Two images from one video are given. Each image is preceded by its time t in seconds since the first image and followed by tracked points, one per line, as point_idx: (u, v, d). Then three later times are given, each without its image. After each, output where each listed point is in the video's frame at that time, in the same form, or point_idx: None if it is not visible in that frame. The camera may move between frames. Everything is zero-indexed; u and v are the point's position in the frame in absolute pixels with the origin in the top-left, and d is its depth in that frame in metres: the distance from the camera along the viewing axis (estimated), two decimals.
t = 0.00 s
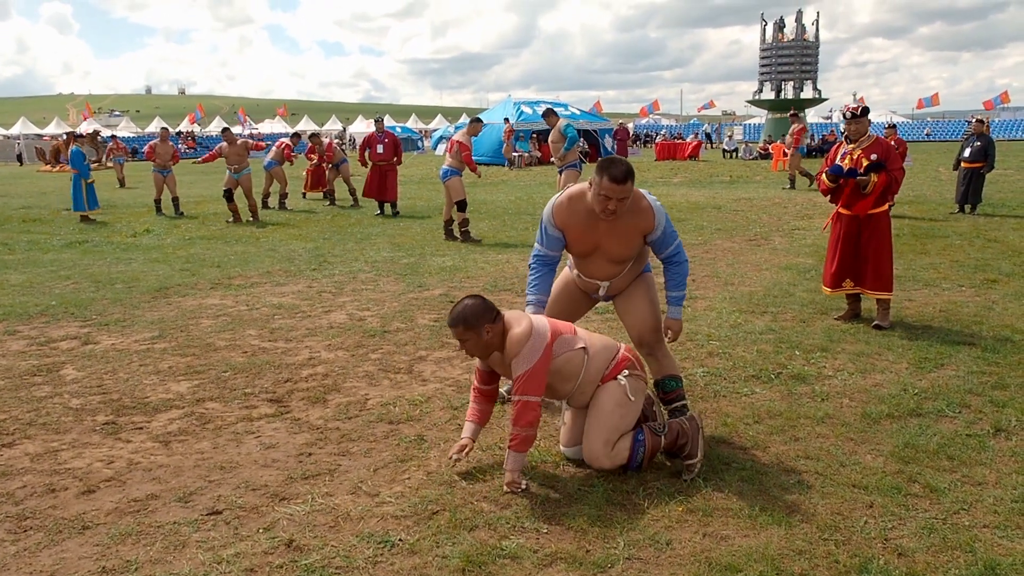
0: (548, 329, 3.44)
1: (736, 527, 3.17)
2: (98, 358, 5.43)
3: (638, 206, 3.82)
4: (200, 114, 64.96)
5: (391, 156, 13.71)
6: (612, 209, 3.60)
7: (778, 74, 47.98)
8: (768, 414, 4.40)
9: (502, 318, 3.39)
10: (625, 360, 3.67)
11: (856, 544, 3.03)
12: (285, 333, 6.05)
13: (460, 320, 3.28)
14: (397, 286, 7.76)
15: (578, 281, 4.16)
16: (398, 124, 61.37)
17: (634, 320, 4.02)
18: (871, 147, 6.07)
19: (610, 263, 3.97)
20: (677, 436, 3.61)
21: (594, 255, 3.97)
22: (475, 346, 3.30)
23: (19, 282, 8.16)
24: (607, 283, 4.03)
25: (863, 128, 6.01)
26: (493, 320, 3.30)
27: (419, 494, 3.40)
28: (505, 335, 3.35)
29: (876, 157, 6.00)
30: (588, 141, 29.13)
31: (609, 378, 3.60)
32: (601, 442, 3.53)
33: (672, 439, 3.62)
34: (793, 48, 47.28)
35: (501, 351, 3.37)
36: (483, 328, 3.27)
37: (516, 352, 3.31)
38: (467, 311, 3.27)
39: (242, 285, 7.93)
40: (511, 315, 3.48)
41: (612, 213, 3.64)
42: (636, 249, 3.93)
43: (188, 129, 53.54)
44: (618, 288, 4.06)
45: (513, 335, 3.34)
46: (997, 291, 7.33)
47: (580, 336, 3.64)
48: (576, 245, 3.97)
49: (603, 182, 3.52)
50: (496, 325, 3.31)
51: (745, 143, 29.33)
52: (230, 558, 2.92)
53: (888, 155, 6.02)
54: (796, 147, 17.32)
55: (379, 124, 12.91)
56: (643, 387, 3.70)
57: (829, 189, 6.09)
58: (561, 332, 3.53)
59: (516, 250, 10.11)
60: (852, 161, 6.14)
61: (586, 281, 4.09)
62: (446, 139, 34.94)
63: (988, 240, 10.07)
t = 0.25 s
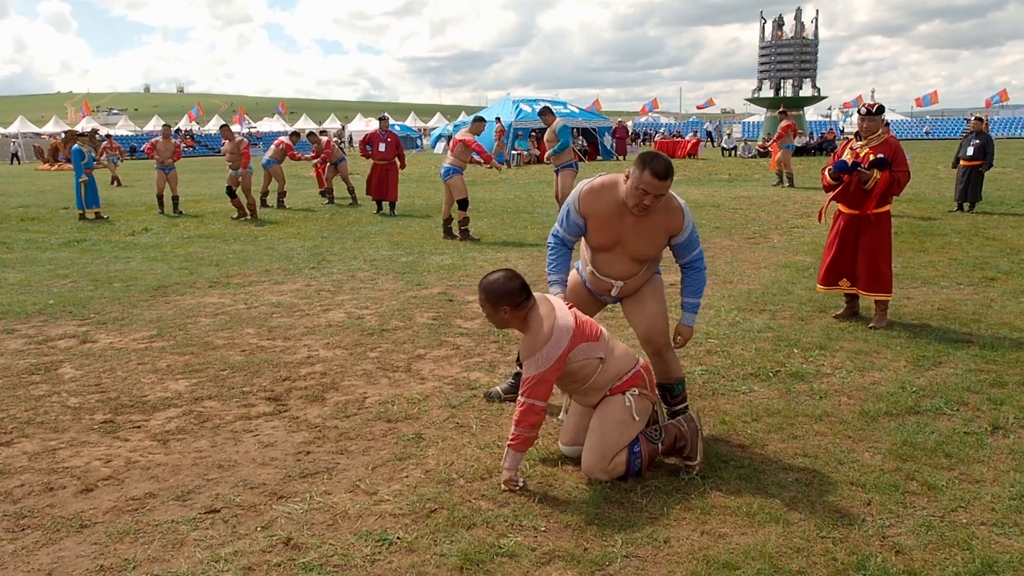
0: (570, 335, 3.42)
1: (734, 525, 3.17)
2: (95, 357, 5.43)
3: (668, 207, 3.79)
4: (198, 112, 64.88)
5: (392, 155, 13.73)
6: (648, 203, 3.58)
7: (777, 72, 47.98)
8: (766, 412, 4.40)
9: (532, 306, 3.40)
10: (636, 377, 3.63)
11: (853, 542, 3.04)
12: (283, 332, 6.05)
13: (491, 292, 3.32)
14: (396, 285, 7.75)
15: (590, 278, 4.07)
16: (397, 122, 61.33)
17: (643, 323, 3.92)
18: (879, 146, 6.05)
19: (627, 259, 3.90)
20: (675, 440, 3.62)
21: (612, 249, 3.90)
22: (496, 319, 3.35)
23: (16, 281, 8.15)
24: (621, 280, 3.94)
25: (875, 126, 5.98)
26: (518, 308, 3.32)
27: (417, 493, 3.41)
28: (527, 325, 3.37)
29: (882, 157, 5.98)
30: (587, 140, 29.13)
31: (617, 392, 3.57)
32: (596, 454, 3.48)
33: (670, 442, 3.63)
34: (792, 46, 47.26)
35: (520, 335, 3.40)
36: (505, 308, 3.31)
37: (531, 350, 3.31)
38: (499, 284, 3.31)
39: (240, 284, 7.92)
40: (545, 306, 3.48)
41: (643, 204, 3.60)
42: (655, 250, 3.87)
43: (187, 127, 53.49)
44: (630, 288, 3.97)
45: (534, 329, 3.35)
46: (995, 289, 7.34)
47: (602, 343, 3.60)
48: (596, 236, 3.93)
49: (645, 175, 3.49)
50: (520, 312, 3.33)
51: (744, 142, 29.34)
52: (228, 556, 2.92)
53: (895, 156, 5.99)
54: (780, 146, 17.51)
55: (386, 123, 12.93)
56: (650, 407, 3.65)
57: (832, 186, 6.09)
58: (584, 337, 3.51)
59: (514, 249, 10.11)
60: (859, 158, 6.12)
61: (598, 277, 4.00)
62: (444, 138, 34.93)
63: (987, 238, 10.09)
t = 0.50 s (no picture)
0: (596, 327, 3.42)
1: (731, 521, 3.18)
2: (93, 354, 5.43)
3: (687, 185, 3.79)
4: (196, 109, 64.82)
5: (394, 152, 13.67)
6: (670, 182, 3.57)
7: (776, 69, 47.96)
8: (764, 408, 4.41)
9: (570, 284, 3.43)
10: (643, 378, 3.61)
11: (851, 538, 3.04)
12: (281, 329, 6.06)
13: (534, 256, 3.37)
14: (394, 282, 7.75)
15: (603, 260, 3.98)
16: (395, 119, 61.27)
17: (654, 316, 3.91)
18: (888, 143, 6.03)
19: (645, 238, 3.86)
20: (677, 440, 3.60)
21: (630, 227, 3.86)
22: (530, 282, 3.40)
23: (14, 278, 8.14)
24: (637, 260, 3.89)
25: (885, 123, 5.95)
26: (552, 282, 3.35)
27: (415, 489, 3.41)
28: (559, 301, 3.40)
29: (889, 155, 5.97)
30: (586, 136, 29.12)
31: (623, 392, 3.57)
32: (594, 453, 3.48)
33: (672, 441, 3.61)
34: (791, 43, 47.23)
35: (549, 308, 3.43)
36: (541, 276, 3.36)
37: (555, 329, 3.34)
38: (542, 251, 3.36)
39: (239, 281, 7.92)
40: (585, 287, 3.50)
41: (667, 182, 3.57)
42: (674, 228, 3.86)
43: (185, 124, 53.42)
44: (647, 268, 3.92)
45: (563, 308, 3.38)
46: (993, 285, 7.35)
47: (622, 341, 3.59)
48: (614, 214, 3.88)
49: (666, 156, 3.46)
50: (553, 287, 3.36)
51: (744, 138, 29.34)
52: (226, 553, 2.92)
53: (902, 155, 5.99)
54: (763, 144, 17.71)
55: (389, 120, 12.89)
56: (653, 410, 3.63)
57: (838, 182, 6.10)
58: (613, 332, 3.51)
59: (513, 245, 10.11)
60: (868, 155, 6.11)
61: (614, 258, 3.92)
62: (443, 135, 34.90)
63: (985, 235, 10.10)
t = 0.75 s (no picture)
0: (626, 299, 3.51)
1: (727, 515, 3.19)
2: (89, 350, 5.42)
3: (674, 159, 3.86)
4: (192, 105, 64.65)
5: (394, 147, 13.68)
6: (663, 150, 3.64)
7: (773, 64, 47.96)
8: (760, 402, 4.42)
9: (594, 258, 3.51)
10: (642, 373, 3.61)
11: (846, 532, 3.06)
12: (278, 324, 6.05)
13: (560, 231, 3.44)
14: (391, 277, 7.75)
15: (604, 248, 3.90)
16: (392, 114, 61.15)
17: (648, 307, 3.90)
18: (892, 140, 6.02)
19: (646, 215, 3.84)
20: (674, 435, 3.60)
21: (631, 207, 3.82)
22: (557, 257, 3.45)
23: (10, 273, 8.12)
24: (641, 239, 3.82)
25: (889, 118, 5.93)
26: (585, 252, 3.42)
27: (412, 484, 3.42)
28: (588, 274, 3.46)
29: (892, 152, 5.96)
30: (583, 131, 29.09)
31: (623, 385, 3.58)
32: (594, 448, 3.49)
33: (669, 437, 3.61)
34: (788, 38, 47.21)
35: (577, 284, 3.47)
36: (570, 248, 3.42)
37: (595, 296, 3.37)
38: (570, 224, 3.44)
39: (235, 276, 7.91)
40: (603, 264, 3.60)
41: (662, 151, 3.64)
42: (670, 204, 3.87)
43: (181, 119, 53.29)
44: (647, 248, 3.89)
45: (594, 279, 3.44)
46: (989, 280, 7.37)
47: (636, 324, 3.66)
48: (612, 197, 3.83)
49: (657, 125, 3.54)
50: (585, 257, 3.43)
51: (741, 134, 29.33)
52: (222, 548, 2.93)
53: (906, 152, 5.98)
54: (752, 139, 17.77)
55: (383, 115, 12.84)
56: (650, 405, 3.65)
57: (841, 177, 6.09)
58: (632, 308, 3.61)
59: (510, 240, 10.11)
60: (870, 150, 6.11)
61: (617, 242, 3.84)
62: (440, 130, 34.84)
63: (981, 230, 10.12)
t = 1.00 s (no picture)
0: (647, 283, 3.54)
1: (721, 509, 3.20)
2: (83, 345, 5.40)
3: (653, 131, 3.95)
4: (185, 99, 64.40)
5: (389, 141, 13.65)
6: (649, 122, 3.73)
7: (768, 58, 48.00)
8: (754, 396, 4.44)
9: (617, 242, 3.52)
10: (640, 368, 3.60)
11: (840, 525, 3.07)
12: (273, 319, 6.04)
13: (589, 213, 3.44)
14: (386, 271, 7.74)
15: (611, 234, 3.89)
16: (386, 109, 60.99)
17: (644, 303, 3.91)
18: (887, 134, 6.02)
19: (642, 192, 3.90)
20: (669, 431, 3.58)
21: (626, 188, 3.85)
22: (585, 240, 3.42)
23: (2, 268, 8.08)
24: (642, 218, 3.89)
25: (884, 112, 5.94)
26: (615, 235, 3.42)
27: (406, 478, 3.42)
28: (615, 256, 3.46)
29: (888, 146, 5.96)
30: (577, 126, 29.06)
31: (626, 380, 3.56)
32: (594, 446, 3.50)
33: (664, 433, 3.59)
34: (783, 32, 47.20)
35: (603, 268, 3.46)
36: (600, 231, 3.41)
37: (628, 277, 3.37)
38: (599, 206, 3.44)
39: (229, 271, 7.89)
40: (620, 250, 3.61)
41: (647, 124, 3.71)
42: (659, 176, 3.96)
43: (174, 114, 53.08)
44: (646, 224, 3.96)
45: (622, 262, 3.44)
46: (982, 274, 7.40)
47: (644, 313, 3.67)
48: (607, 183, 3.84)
49: (643, 99, 3.62)
50: (614, 240, 3.43)
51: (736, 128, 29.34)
52: (216, 542, 2.93)
53: (902, 146, 5.98)
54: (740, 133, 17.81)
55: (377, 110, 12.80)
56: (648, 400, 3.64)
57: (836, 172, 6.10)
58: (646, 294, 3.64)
59: (505, 235, 10.10)
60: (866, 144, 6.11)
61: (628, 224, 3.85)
62: (435, 124, 34.79)
63: (975, 225, 10.15)
